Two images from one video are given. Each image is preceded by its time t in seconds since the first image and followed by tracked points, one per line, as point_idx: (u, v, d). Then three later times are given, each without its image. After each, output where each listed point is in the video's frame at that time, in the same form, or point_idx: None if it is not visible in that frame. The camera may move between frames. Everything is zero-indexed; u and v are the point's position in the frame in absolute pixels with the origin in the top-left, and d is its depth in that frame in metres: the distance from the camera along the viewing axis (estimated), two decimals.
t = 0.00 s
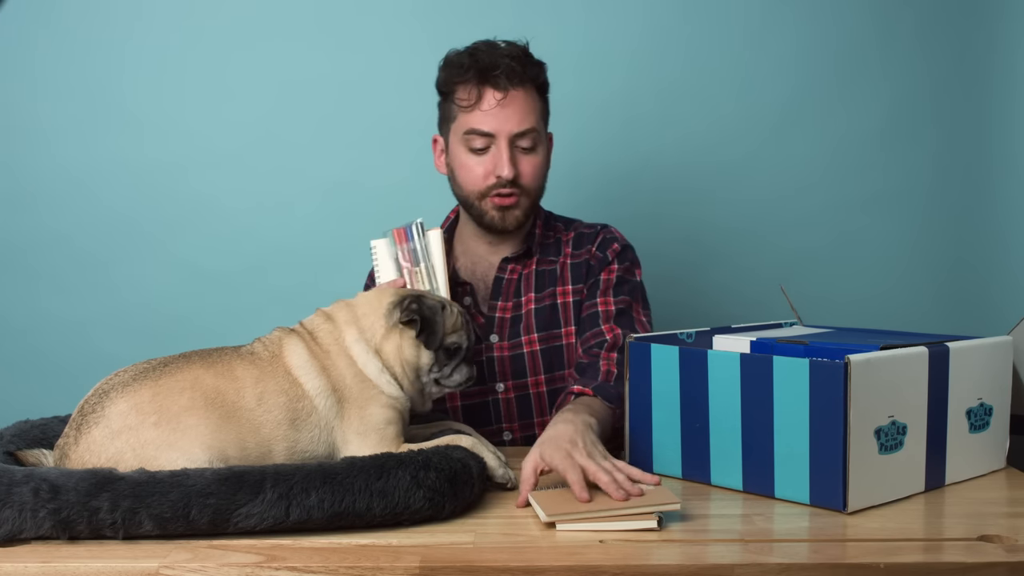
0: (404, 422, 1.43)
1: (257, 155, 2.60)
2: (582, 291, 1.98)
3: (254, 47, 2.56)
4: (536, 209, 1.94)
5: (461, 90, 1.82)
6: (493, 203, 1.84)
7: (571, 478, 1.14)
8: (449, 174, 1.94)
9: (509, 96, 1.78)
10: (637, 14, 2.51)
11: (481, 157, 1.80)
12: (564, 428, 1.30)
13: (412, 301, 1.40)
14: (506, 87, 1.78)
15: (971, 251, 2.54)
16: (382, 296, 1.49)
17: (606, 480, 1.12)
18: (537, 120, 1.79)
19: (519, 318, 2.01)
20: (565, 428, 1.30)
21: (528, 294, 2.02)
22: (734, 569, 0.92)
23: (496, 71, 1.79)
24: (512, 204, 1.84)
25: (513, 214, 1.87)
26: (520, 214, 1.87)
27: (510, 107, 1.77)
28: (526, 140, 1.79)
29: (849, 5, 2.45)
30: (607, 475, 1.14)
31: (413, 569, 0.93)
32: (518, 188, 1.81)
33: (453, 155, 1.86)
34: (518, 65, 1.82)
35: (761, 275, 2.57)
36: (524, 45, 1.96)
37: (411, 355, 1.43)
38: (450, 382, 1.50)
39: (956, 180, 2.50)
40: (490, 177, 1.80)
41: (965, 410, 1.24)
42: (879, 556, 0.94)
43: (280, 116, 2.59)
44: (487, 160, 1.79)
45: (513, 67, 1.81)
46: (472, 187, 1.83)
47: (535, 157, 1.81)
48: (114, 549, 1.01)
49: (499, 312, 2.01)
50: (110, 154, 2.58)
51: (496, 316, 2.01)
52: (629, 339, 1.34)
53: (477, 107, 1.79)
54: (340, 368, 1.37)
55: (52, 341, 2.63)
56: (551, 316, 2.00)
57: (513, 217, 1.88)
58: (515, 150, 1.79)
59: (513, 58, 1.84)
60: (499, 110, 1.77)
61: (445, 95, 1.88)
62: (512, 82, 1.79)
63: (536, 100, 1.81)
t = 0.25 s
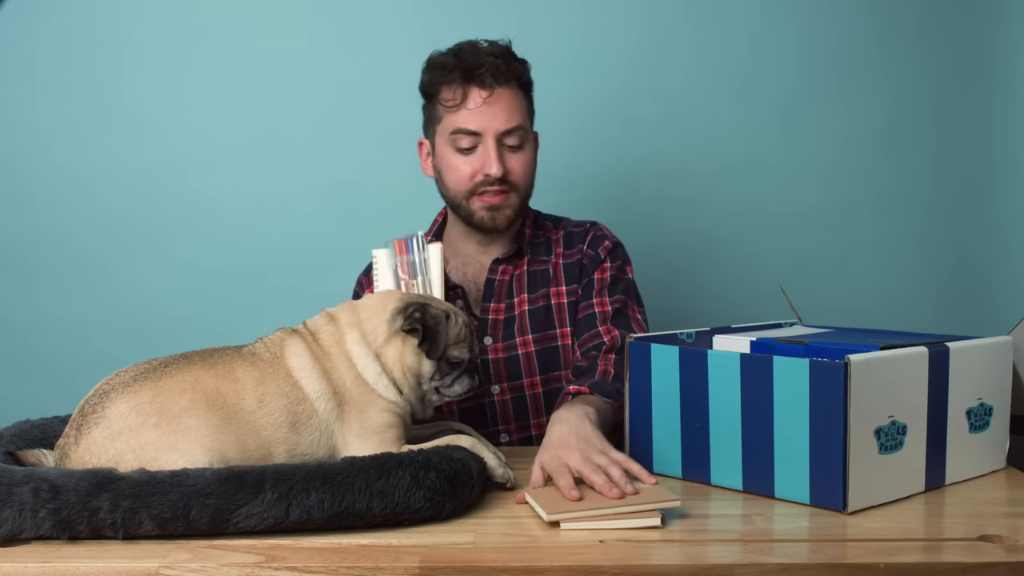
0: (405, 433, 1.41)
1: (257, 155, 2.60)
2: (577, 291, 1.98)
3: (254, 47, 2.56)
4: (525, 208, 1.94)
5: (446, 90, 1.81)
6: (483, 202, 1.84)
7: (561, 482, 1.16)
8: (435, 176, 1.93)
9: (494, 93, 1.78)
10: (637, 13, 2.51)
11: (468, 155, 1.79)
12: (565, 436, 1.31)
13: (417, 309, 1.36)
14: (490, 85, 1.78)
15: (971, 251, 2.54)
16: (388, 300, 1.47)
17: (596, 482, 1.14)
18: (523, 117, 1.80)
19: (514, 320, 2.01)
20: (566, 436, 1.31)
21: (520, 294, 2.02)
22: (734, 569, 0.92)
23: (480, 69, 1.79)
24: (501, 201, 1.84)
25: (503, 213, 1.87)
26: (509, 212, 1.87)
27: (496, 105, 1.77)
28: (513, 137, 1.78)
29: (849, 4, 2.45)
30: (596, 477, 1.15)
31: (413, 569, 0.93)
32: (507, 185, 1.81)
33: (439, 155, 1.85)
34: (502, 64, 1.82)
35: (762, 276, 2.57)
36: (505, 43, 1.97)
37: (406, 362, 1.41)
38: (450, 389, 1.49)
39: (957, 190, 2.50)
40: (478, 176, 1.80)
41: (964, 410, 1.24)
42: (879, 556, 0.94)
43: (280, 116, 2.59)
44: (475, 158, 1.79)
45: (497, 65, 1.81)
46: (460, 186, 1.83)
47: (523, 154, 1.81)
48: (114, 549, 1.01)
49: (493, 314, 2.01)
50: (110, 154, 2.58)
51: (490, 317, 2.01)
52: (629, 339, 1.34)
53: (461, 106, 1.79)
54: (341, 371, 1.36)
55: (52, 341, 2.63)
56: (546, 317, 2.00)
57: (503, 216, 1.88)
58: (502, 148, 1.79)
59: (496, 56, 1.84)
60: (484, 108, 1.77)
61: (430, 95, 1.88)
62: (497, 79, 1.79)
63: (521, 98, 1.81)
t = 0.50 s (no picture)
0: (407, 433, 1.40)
1: (257, 156, 2.60)
2: (574, 289, 1.98)
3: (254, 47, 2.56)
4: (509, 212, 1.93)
5: (429, 93, 1.82)
6: (462, 207, 1.84)
7: (572, 475, 1.16)
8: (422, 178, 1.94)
9: (474, 99, 1.78)
10: (637, 13, 2.51)
11: (448, 160, 1.80)
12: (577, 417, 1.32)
13: (443, 311, 1.39)
14: (470, 90, 1.78)
15: (971, 251, 2.54)
16: (401, 302, 1.42)
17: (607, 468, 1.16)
18: (504, 122, 1.79)
19: (511, 319, 2.01)
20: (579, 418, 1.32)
21: (517, 294, 2.02)
22: (734, 569, 0.92)
23: (461, 74, 1.80)
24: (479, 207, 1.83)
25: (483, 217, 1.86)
26: (491, 217, 1.87)
27: (475, 110, 1.78)
28: (493, 142, 1.78)
29: (849, 5, 2.45)
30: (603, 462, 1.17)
31: (413, 569, 0.93)
32: (486, 190, 1.81)
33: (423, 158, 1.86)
34: (485, 68, 1.82)
35: (762, 276, 2.57)
36: (497, 45, 1.96)
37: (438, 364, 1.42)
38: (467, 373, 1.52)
39: (955, 193, 2.50)
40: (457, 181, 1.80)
41: (965, 410, 1.24)
42: (879, 556, 0.94)
43: (280, 116, 2.59)
44: (454, 163, 1.79)
45: (480, 70, 1.81)
46: (439, 190, 1.83)
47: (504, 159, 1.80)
48: (114, 549, 1.01)
49: (490, 314, 2.01)
50: (110, 154, 2.58)
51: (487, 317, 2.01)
52: (629, 339, 1.34)
53: (441, 111, 1.79)
54: (347, 375, 1.35)
55: (52, 342, 2.63)
56: (543, 316, 2.00)
57: (483, 220, 1.88)
58: (482, 153, 1.78)
59: (479, 60, 1.83)
60: (463, 113, 1.77)
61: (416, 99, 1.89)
62: (477, 84, 1.79)
63: (504, 103, 1.81)
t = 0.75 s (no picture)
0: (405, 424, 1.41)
1: (257, 156, 2.60)
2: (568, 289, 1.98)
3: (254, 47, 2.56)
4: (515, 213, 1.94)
5: (437, 94, 1.82)
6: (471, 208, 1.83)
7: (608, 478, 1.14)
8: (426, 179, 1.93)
9: (483, 99, 1.78)
10: (636, 13, 2.51)
11: (457, 160, 1.80)
12: (585, 413, 1.35)
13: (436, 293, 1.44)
14: (479, 91, 1.78)
15: (971, 251, 2.54)
16: (387, 289, 1.40)
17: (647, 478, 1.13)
18: (513, 123, 1.79)
19: (507, 319, 2.01)
20: (588, 412, 1.35)
21: (512, 293, 2.02)
22: (734, 569, 0.92)
23: (471, 75, 1.80)
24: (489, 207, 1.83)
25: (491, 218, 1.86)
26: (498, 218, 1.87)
27: (484, 111, 1.78)
28: (502, 143, 1.78)
29: (849, 5, 2.45)
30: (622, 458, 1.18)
31: (413, 569, 0.93)
32: (495, 191, 1.81)
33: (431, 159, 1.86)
34: (494, 69, 1.82)
35: (762, 276, 2.57)
36: (498, 45, 1.96)
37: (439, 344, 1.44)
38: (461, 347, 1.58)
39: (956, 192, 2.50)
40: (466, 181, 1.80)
41: (964, 410, 1.24)
42: (879, 556, 0.94)
43: (280, 116, 2.59)
44: (463, 163, 1.79)
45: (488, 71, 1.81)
46: (448, 191, 1.83)
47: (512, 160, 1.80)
48: (114, 549, 1.01)
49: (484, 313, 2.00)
50: (110, 154, 2.58)
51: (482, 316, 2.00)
52: (629, 339, 1.34)
53: (450, 111, 1.79)
54: (345, 371, 1.33)
55: (52, 342, 2.63)
56: (537, 316, 2.00)
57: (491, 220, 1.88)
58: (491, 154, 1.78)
59: (488, 62, 1.83)
60: (473, 114, 1.77)
61: (423, 99, 1.89)
62: (486, 85, 1.79)
63: (511, 104, 1.81)
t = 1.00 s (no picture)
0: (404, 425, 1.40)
1: (257, 156, 2.60)
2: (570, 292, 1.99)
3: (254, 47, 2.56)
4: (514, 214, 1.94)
5: (437, 96, 1.81)
6: (472, 211, 1.84)
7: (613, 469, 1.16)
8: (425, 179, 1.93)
9: (484, 102, 1.78)
10: (637, 13, 2.51)
11: (458, 164, 1.80)
12: (580, 418, 1.35)
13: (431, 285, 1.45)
14: (480, 94, 1.78)
15: (971, 251, 2.54)
16: (385, 285, 1.40)
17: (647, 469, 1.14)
18: (512, 126, 1.80)
19: (507, 320, 2.00)
20: (582, 417, 1.35)
21: (513, 295, 2.02)
22: (734, 569, 0.92)
23: (471, 79, 1.79)
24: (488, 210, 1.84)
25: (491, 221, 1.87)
26: (498, 220, 1.88)
27: (485, 115, 1.78)
28: (502, 146, 1.79)
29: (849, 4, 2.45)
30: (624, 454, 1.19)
31: (413, 569, 0.93)
32: (496, 194, 1.81)
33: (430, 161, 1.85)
34: (493, 71, 1.81)
35: (762, 276, 2.57)
36: (498, 46, 1.96)
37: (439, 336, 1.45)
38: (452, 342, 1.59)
39: (956, 194, 2.50)
40: (467, 184, 1.80)
41: (964, 410, 1.24)
42: (879, 556, 0.94)
43: (280, 116, 2.59)
44: (464, 167, 1.79)
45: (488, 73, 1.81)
46: (449, 194, 1.83)
47: (512, 163, 1.81)
48: (114, 549, 1.01)
49: (485, 314, 2.00)
50: (111, 154, 2.58)
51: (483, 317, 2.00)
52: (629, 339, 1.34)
53: (451, 114, 1.79)
54: (346, 371, 1.33)
55: (52, 341, 2.63)
56: (538, 317, 2.00)
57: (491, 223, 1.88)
58: (491, 157, 1.79)
59: (488, 64, 1.82)
60: (473, 117, 1.77)
61: (422, 100, 1.88)
62: (487, 88, 1.79)
63: (511, 106, 1.82)
